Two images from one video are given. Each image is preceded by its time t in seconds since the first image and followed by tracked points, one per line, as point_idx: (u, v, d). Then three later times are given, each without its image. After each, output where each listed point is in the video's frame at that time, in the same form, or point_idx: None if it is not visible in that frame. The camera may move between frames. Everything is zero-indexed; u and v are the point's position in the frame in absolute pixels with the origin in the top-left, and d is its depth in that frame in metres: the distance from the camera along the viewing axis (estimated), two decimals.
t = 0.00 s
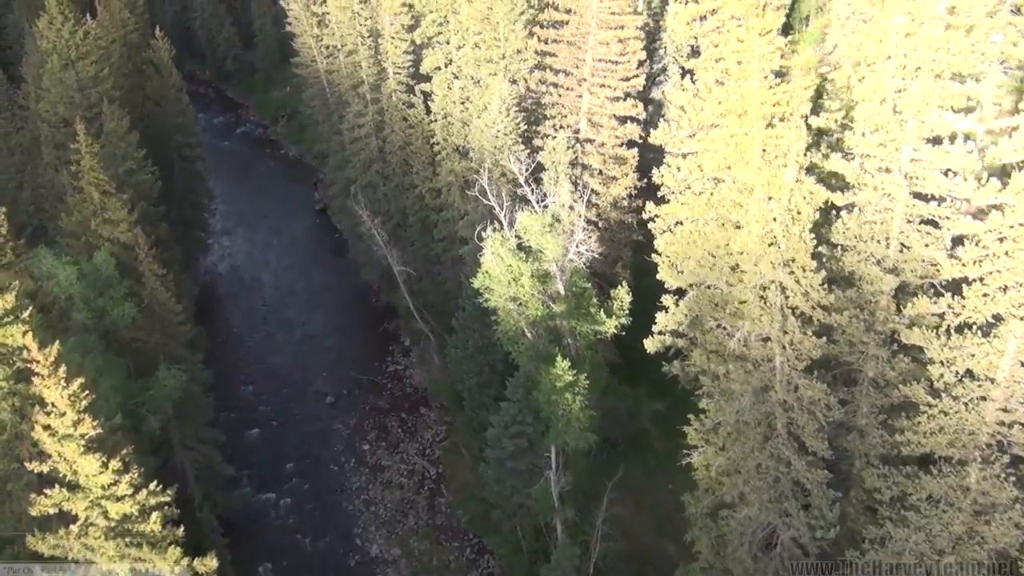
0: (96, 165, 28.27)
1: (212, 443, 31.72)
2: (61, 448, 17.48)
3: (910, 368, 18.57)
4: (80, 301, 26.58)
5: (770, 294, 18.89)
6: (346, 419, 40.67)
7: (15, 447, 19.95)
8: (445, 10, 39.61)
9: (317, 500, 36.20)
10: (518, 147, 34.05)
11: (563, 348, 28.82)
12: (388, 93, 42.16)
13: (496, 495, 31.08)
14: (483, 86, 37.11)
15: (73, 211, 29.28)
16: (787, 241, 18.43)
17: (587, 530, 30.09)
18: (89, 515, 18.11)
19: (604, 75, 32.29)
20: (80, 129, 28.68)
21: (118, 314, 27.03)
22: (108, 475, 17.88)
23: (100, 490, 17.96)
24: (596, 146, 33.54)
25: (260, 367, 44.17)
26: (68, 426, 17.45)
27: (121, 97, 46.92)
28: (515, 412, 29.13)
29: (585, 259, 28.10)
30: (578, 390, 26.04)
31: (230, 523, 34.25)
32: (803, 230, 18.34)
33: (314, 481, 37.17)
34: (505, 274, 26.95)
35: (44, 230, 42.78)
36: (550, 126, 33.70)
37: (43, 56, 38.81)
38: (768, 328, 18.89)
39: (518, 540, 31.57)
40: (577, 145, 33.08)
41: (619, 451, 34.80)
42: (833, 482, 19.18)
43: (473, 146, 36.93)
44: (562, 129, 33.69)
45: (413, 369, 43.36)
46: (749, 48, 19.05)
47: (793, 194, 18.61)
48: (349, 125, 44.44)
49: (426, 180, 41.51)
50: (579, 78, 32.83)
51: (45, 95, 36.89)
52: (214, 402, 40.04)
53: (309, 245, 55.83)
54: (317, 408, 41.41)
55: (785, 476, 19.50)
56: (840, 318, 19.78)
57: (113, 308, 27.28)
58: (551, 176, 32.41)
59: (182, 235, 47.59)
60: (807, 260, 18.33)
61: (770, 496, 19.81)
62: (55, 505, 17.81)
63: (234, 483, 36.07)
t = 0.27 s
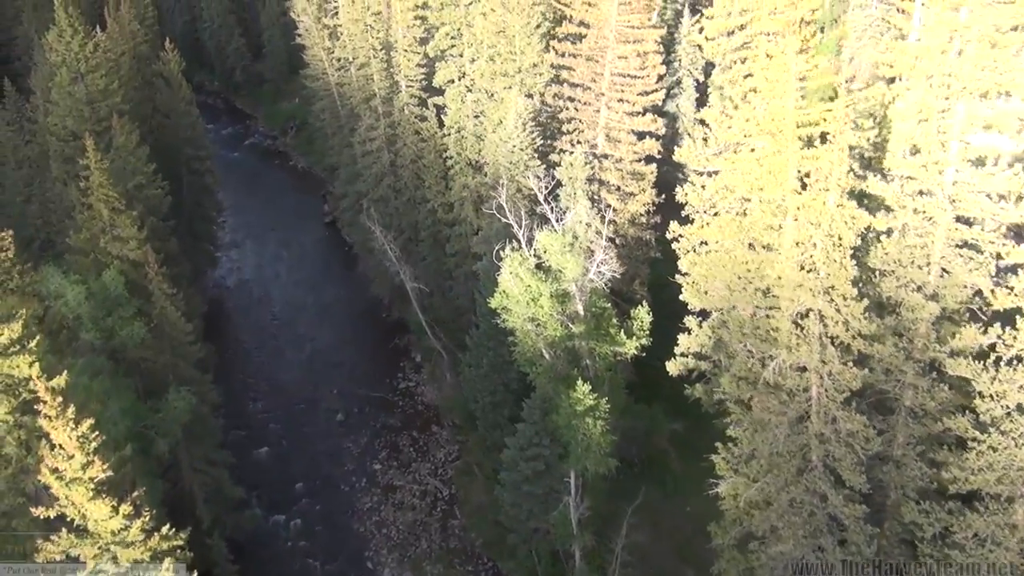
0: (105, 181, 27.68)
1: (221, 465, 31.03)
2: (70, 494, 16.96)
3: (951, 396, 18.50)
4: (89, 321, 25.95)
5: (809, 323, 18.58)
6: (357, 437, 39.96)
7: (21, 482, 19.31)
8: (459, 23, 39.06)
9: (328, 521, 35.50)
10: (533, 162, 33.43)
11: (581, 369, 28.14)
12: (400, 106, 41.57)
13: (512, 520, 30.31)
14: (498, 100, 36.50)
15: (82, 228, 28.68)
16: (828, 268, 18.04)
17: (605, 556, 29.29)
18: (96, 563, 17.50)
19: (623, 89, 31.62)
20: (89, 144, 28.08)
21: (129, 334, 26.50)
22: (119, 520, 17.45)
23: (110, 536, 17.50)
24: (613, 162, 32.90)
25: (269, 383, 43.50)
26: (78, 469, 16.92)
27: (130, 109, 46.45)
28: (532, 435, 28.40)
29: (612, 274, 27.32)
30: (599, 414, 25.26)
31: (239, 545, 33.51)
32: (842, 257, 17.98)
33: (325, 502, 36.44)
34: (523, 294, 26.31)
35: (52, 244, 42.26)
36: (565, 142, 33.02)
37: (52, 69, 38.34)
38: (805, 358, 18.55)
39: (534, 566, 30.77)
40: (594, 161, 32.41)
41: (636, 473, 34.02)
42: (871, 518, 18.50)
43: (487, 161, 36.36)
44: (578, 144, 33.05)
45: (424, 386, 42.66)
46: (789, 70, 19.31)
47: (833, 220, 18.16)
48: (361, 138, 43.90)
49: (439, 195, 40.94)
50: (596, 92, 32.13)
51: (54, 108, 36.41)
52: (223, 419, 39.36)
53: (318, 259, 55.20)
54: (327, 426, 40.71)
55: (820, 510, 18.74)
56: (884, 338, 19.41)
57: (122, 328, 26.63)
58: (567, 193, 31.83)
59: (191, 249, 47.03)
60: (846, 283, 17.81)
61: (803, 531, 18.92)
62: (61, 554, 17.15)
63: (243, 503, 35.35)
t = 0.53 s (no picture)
0: (119, 199, 27.11)
1: (234, 488, 30.33)
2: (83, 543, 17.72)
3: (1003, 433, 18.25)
4: (101, 343, 25.30)
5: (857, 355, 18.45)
6: (371, 457, 39.22)
7: (31, 521, 18.95)
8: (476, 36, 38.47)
9: (342, 544, 34.74)
10: (553, 178, 32.76)
11: (604, 392, 27.38)
12: (415, 120, 40.98)
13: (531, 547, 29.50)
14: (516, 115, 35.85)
15: (94, 246, 28.07)
16: (878, 299, 18.05)
17: None
18: None
19: (645, 104, 30.89)
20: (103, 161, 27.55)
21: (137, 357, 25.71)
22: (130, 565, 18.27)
23: None
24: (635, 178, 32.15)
25: (282, 400, 42.84)
26: (90, 520, 17.78)
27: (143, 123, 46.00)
28: (554, 460, 27.60)
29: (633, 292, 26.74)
30: (625, 441, 24.41)
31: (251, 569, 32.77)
32: (890, 287, 17.99)
33: (339, 524, 35.69)
34: (546, 316, 25.65)
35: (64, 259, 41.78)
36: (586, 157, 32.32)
37: (65, 83, 37.93)
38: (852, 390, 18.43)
39: None
40: (616, 177, 31.67)
41: (658, 497, 33.16)
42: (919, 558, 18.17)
43: (505, 176, 35.71)
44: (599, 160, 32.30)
45: (439, 404, 41.90)
46: (832, 92, 19.08)
47: (885, 250, 18.11)
48: (376, 152, 43.33)
49: (455, 210, 40.32)
50: (618, 107, 31.42)
51: (67, 122, 35.96)
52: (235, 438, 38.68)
53: (330, 273, 54.59)
54: (341, 445, 40.00)
55: (865, 548, 18.55)
56: (926, 370, 19.01)
57: (134, 350, 25.96)
58: (588, 210, 31.14)
59: (204, 263, 46.47)
60: (898, 317, 17.87)
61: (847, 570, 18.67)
62: None
63: (255, 525, 34.61)
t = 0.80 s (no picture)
0: (135, 216, 26.51)
1: (250, 511, 29.60)
2: None
3: None
4: (115, 364, 24.63)
5: (918, 391, 17.70)
6: (388, 477, 38.41)
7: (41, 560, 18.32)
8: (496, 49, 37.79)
9: (359, 568, 33.92)
10: (577, 195, 32.01)
11: (632, 417, 26.54)
12: (434, 133, 40.27)
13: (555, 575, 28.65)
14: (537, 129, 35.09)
15: (109, 264, 27.43)
16: (939, 332, 17.21)
17: None
18: None
19: (672, 119, 30.09)
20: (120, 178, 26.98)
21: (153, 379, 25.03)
22: None
23: None
24: (662, 195, 31.31)
25: (297, 418, 42.10)
26: None
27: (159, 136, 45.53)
28: (579, 485, 26.81)
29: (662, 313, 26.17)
30: (656, 469, 23.53)
31: None
32: (952, 319, 17.03)
33: (356, 547, 34.88)
34: (573, 338, 24.85)
35: (78, 273, 41.30)
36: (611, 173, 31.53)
37: (81, 96, 37.50)
38: (912, 427, 17.67)
39: None
40: (642, 194, 30.87)
41: (684, 522, 32.28)
42: None
43: (526, 192, 34.99)
44: (625, 176, 31.47)
45: (457, 423, 41.10)
46: (884, 111, 18.34)
47: (946, 279, 17.16)
48: (394, 167, 42.69)
49: (474, 226, 39.70)
50: (644, 122, 30.64)
51: (82, 136, 35.48)
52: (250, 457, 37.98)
53: (345, 286, 53.97)
54: (357, 465, 39.19)
55: None
56: (985, 403, 18.22)
57: (149, 371, 25.28)
58: (614, 228, 30.36)
59: (219, 278, 45.91)
60: (961, 350, 16.99)
61: None
62: None
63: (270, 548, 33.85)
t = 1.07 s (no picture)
0: (152, 233, 25.86)
1: (266, 535, 28.85)
2: None
3: None
4: (130, 386, 23.96)
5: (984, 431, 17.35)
6: (405, 497, 37.59)
7: None
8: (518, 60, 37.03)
9: None
10: (603, 211, 31.22)
11: (661, 442, 25.66)
12: (454, 146, 39.56)
13: None
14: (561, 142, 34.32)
15: (126, 281, 26.79)
16: (1011, 368, 16.83)
17: None
18: None
19: (702, 134, 29.23)
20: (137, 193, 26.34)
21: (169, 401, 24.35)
22: None
23: None
24: (691, 212, 30.47)
25: (313, 435, 41.37)
26: None
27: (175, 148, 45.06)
28: (605, 513, 25.92)
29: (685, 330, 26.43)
30: (689, 500, 22.59)
31: None
32: (1023, 355, 16.72)
33: (373, 570, 34.04)
34: (601, 361, 23.96)
35: (93, 287, 40.78)
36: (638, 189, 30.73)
37: (98, 108, 37.00)
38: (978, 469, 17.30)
39: None
40: (670, 211, 30.04)
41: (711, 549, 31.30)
42: None
43: (549, 207, 34.22)
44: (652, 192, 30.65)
45: (476, 441, 40.27)
46: (946, 131, 17.57)
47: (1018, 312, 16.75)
48: (413, 180, 42.02)
49: (494, 241, 38.96)
50: (672, 137, 29.81)
51: (98, 149, 34.94)
52: (266, 476, 37.24)
53: (361, 299, 53.27)
54: (374, 484, 38.40)
55: None
56: None
57: (166, 392, 24.60)
58: (641, 245, 29.56)
59: (235, 292, 45.32)
60: None
61: None
62: None
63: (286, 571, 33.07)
